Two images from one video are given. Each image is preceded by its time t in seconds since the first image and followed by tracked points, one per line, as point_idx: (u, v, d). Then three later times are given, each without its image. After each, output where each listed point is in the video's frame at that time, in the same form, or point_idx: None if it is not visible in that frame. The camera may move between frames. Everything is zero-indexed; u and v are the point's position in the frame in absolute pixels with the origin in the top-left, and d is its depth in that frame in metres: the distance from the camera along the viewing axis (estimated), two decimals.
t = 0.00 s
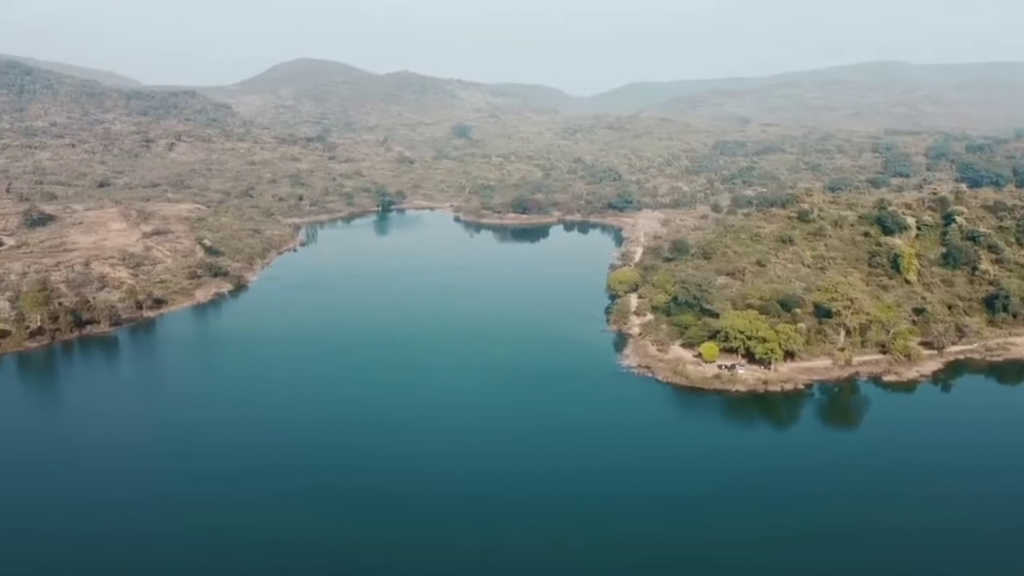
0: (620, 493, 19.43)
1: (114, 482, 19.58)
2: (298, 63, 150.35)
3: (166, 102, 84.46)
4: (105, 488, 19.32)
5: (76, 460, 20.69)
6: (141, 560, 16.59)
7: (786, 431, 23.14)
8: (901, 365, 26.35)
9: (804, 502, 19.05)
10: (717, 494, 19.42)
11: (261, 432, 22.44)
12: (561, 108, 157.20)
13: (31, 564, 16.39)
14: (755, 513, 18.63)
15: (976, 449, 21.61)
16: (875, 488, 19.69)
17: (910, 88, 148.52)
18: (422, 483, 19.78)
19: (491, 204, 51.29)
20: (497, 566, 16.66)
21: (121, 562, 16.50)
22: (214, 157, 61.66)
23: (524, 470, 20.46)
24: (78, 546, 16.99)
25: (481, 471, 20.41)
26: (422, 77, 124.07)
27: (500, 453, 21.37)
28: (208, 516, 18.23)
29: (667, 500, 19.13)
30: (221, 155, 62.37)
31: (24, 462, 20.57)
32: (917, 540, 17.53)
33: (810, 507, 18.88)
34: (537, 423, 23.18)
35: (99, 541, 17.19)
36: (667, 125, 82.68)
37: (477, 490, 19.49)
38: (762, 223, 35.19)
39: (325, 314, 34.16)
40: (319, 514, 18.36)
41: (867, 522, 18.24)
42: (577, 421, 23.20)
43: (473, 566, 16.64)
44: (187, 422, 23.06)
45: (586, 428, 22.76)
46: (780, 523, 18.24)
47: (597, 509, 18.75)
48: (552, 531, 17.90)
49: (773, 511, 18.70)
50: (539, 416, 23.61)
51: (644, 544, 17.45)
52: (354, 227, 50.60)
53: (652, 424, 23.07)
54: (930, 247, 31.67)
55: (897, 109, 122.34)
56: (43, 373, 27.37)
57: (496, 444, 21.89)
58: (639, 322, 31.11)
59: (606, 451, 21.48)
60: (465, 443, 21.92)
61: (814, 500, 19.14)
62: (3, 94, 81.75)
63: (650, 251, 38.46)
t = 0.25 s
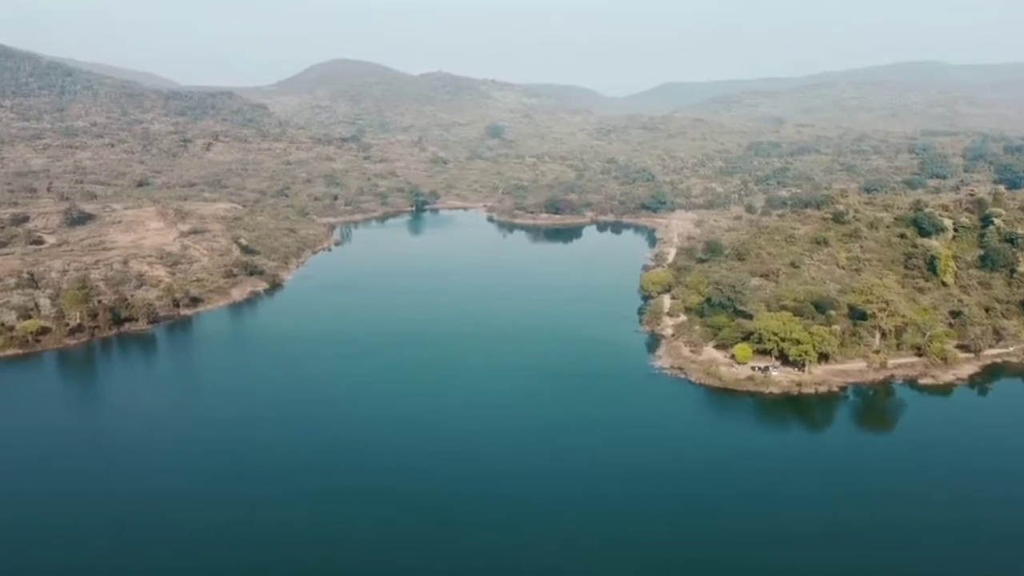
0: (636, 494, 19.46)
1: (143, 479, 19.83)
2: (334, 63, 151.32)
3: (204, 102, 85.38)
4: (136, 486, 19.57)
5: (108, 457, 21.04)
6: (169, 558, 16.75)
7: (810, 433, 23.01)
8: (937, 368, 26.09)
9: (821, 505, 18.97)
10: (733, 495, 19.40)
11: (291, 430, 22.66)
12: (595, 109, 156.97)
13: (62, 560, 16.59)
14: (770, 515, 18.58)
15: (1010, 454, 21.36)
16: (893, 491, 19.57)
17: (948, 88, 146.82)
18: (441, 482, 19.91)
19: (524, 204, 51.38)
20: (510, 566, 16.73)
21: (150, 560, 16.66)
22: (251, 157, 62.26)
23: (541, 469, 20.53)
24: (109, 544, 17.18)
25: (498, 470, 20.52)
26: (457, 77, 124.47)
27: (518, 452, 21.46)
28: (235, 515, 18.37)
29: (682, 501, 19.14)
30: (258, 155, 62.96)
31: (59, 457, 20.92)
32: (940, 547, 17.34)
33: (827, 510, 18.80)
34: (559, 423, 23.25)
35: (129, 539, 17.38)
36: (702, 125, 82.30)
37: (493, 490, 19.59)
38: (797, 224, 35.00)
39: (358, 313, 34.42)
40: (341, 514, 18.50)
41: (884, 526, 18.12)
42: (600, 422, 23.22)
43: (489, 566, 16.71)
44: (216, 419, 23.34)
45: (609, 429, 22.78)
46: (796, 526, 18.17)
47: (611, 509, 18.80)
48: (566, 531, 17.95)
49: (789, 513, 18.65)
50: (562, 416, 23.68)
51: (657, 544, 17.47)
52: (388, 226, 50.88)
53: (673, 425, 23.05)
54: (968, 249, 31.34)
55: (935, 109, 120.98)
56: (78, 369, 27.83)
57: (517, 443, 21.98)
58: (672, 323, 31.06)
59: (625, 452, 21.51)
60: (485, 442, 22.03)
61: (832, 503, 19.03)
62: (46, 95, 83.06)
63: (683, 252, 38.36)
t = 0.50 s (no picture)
0: (639, 493, 19.50)
1: (157, 476, 20.07)
2: (366, 64, 151.96)
3: (236, 102, 86.11)
4: (151, 483, 19.79)
5: (127, 453, 21.34)
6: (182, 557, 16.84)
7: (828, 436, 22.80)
8: (970, 371, 25.86)
9: (824, 507, 18.91)
10: (734, 495, 19.42)
11: (308, 428, 22.87)
12: (625, 109, 156.65)
13: (79, 561, 16.67)
14: (772, 516, 18.56)
15: None
16: (897, 494, 19.46)
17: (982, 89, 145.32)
18: (446, 481, 20.04)
19: (553, 205, 51.41)
20: (509, 566, 16.78)
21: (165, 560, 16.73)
22: (282, 157, 62.71)
23: (545, 469, 20.61)
24: (126, 543, 17.29)
25: (502, 469, 20.61)
26: (487, 78, 124.70)
27: (523, 452, 21.55)
28: (246, 513, 18.49)
29: (684, 501, 19.15)
30: (289, 155, 63.43)
31: (78, 452, 21.25)
32: (948, 552, 17.21)
33: (830, 512, 18.74)
34: (570, 422, 23.35)
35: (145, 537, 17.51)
36: (732, 125, 81.93)
37: (497, 489, 19.70)
38: (828, 225, 34.81)
39: (385, 313, 34.59)
40: (350, 512, 18.60)
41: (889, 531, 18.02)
42: (612, 423, 23.25)
43: (490, 566, 16.73)
44: (232, 417, 23.61)
45: (620, 429, 22.80)
46: (797, 528, 18.11)
47: (611, 509, 18.83)
48: (564, 529, 18.04)
49: (790, 515, 18.61)
50: (574, 416, 23.75)
51: (657, 544, 17.50)
52: (418, 226, 51.08)
53: (683, 425, 23.05)
54: (1001, 251, 31.03)
55: (969, 109, 119.76)
56: (102, 366, 28.22)
57: (527, 443, 22.08)
58: (701, 324, 30.98)
59: (632, 452, 21.54)
60: (494, 442, 22.13)
61: (836, 506, 18.94)
62: (81, 95, 84.11)
63: (713, 252, 38.23)
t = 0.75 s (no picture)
0: (650, 493, 19.55)
1: (175, 472, 20.38)
2: (400, 65, 152.61)
3: (273, 102, 86.86)
4: (168, 478, 20.08)
5: (148, 448, 21.68)
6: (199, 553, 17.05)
7: (849, 438, 22.64)
8: (1008, 375, 25.54)
9: (835, 509, 18.85)
10: (745, 495, 19.42)
11: (326, 425, 23.12)
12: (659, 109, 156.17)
13: (103, 557, 16.90)
14: (781, 516, 18.54)
15: None
16: (909, 496, 19.37)
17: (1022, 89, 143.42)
18: (464, 479, 20.17)
19: (586, 205, 51.39)
20: (516, 565, 16.86)
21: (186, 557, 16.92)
22: (317, 156, 63.20)
23: (558, 469, 20.70)
24: (147, 539, 17.52)
25: (514, 468, 20.74)
26: (521, 78, 124.84)
27: (537, 451, 21.66)
28: (260, 510, 18.73)
29: (694, 501, 19.17)
30: (324, 155, 63.90)
31: (101, 447, 21.62)
32: (975, 556, 17.06)
33: (840, 513, 18.68)
34: (587, 421, 23.43)
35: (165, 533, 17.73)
36: (767, 126, 81.46)
37: (507, 487, 19.83)
38: (863, 227, 34.55)
39: (417, 312, 34.76)
40: (361, 509, 18.81)
41: (900, 533, 17.93)
42: (630, 423, 23.29)
43: (499, 565, 16.82)
44: (252, 414, 23.91)
45: (636, 429, 22.83)
46: (806, 529, 18.07)
47: (620, 508, 18.89)
48: (572, 528, 18.13)
49: (799, 516, 18.57)
50: (591, 416, 23.83)
51: (664, 543, 17.55)
52: (451, 226, 51.27)
53: (699, 425, 23.05)
54: None
55: (1008, 109, 118.22)
56: (127, 362, 28.67)
57: (542, 442, 22.18)
58: (735, 325, 30.85)
59: (646, 452, 21.58)
60: (509, 441, 22.24)
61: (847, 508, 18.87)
62: (121, 96, 85.22)
63: (747, 253, 38.05)
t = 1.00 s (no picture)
0: (661, 493, 19.59)
1: (193, 468, 20.66)
2: (430, 65, 153.04)
3: (304, 103, 87.41)
4: (185, 473, 20.37)
5: (168, 445, 21.98)
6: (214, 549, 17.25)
7: (870, 440, 22.51)
8: None
9: (845, 511, 18.81)
10: (755, 496, 19.43)
11: (344, 424, 23.33)
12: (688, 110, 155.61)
13: (124, 551, 17.11)
14: (791, 518, 18.53)
15: None
16: (921, 499, 19.28)
17: None
18: (487, 478, 20.27)
19: (616, 205, 51.31)
20: (530, 564, 16.92)
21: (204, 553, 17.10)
22: (348, 156, 63.55)
23: (570, 469, 20.77)
24: (165, 534, 17.73)
25: (526, 467, 20.84)
26: (551, 78, 124.79)
27: (551, 450, 21.75)
28: (273, 506, 18.96)
29: (704, 502, 19.20)
30: (355, 155, 64.26)
31: (122, 443, 21.96)
32: (997, 562, 16.94)
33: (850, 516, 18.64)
34: (603, 421, 23.50)
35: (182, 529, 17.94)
36: (798, 126, 80.97)
37: (519, 486, 19.94)
38: (895, 229, 34.28)
39: (444, 312, 34.88)
40: (373, 506, 18.99)
41: (910, 537, 17.87)
42: (647, 423, 23.34)
43: (518, 564, 16.91)
44: (271, 412, 24.20)
45: (652, 430, 22.88)
46: (815, 531, 18.06)
47: (630, 508, 18.95)
48: (581, 527, 18.22)
49: (809, 518, 18.55)
50: (608, 416, 23.90)
51: (671, 544, 17.60)
52: (481, 226, 51.37)
53: (715, 426, 23.04)
54: None
55: None
56: (154, 359, 29.06)
57: (557, 442, 22.26)
58: (765, 327, 30.72)
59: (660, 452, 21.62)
60: (525, 440, 22.35)
61: (858, 511, 18.83)
62: (156, 96, 86.11)
63: (777, 254, 37.87)
